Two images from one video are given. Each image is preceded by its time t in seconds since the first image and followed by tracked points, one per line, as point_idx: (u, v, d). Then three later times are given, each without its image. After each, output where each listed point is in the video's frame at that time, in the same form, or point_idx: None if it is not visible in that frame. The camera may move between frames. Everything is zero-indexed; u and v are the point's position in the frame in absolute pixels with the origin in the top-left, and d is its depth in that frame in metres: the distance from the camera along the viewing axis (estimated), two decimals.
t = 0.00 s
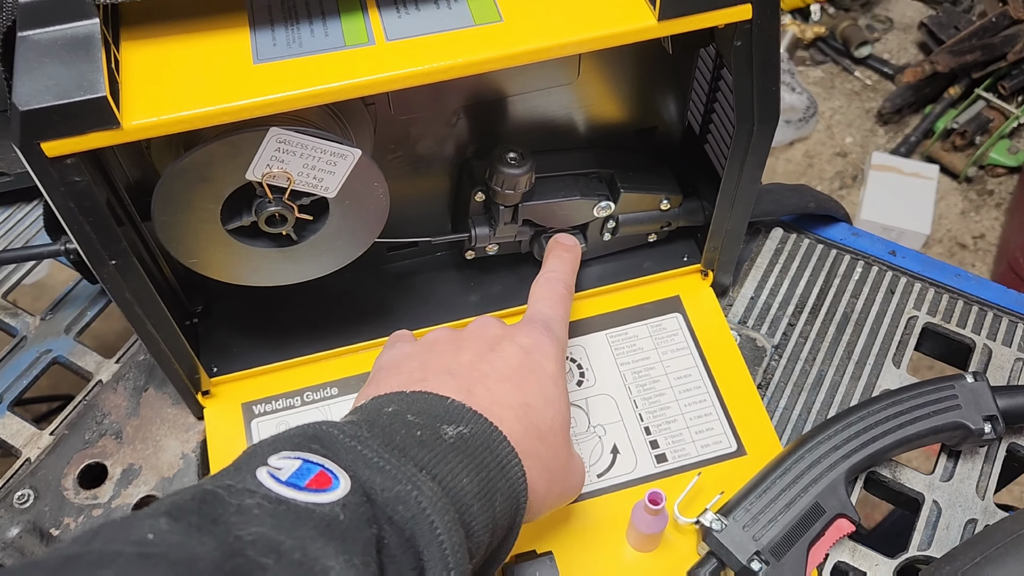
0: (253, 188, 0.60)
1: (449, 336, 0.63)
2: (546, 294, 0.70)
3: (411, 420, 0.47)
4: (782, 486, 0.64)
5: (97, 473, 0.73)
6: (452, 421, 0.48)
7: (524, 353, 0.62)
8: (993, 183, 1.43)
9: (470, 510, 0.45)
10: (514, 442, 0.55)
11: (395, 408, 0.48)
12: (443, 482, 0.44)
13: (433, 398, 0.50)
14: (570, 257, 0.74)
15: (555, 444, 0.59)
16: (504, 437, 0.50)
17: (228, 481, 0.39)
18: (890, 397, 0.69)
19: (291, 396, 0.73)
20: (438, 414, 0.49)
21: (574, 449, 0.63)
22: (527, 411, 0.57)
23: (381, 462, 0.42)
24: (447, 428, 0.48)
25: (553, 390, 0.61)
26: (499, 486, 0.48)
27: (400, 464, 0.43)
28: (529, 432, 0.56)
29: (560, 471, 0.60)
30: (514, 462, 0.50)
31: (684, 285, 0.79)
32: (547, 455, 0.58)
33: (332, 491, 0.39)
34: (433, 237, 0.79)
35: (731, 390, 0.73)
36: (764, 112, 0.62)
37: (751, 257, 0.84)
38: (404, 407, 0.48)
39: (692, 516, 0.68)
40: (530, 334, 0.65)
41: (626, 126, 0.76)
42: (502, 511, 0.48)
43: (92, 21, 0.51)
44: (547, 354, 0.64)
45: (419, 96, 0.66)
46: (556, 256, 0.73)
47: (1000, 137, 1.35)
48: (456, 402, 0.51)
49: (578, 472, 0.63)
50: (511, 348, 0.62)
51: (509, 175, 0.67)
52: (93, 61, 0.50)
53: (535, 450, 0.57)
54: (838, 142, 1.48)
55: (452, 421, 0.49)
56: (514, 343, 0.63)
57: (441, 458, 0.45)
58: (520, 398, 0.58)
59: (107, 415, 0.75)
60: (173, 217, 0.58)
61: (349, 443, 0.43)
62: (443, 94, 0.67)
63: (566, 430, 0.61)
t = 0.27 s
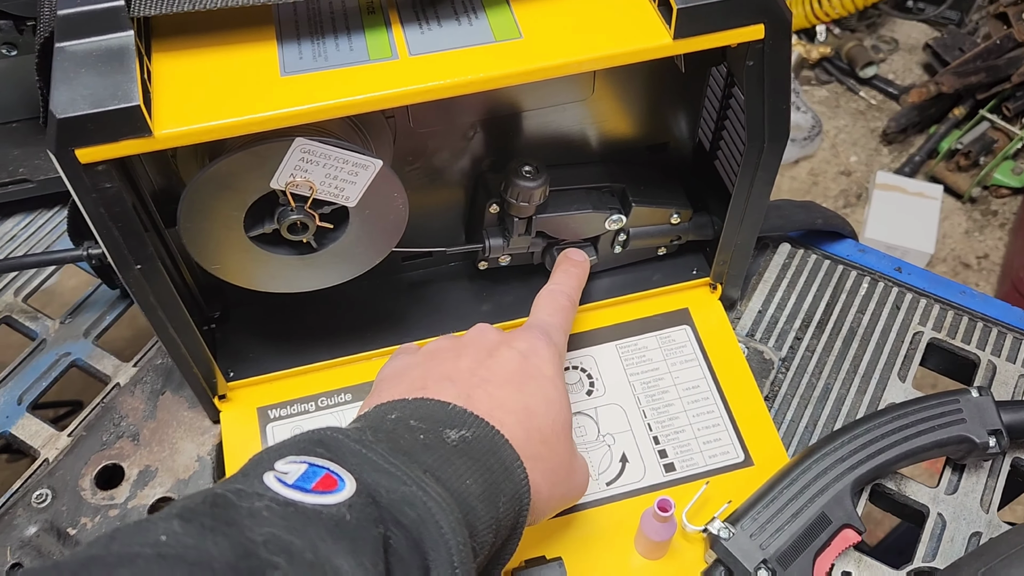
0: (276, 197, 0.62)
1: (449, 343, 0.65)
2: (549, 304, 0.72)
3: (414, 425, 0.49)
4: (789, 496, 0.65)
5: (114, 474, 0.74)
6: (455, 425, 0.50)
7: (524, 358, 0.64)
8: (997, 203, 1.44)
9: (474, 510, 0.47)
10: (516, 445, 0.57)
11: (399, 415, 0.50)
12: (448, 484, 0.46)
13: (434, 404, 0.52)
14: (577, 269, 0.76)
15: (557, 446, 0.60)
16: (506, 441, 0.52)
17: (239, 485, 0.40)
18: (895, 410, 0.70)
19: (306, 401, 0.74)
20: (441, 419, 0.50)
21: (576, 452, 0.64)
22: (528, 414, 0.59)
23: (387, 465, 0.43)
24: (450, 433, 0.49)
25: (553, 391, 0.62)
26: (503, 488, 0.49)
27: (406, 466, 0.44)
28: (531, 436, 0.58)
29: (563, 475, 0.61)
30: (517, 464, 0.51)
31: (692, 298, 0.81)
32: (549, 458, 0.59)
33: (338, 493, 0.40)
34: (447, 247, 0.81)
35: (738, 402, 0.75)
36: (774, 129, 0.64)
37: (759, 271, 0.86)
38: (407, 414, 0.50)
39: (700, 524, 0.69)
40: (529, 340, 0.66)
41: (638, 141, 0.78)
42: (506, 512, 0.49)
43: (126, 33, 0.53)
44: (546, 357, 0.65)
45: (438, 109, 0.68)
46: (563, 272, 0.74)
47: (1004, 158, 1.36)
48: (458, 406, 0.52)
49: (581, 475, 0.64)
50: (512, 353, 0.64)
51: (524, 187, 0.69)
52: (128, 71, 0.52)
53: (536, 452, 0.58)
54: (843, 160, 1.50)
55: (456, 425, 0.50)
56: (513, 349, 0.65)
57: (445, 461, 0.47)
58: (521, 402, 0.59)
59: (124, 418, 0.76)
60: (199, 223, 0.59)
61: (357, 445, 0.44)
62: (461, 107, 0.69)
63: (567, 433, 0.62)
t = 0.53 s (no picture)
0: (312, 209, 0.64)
1: (463, 356, 0.67)
2: (561, 321, 0.74)
3: (427, 434, 0.50)
4: (805, 509, 0.67)
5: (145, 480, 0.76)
6: (467, 435, 0.51)
7: (537, 369, 0.66)
8: (1008, 232, 1.46)
9: (486, 519, 0.48)
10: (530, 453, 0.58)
11: (412, 425, 0.52)
12: (459, 492, 0.47)
13: (448, 414, 0.53)
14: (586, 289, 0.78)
15: (571, 455, 0.61)
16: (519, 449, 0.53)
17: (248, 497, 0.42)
18: (910, 428, 0.71)
19: (332, 410, 0.76)
20: (454, 429, 0.52)
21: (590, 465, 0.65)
22: (542, 424, 0.60)
23: (397, 475, 0.45)
24: (463, 442, 0.51)
25: (565, 400, 0.64)
26: (514, 496, 0.51)
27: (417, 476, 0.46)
28: (545, 446, 0.59)
29: (576, 485, 0.62)
30: (529, 472, 0.52)
31: (710, 316, 0.82)
32: (562, 467, 0.61)
33: (346, 505, 0.42)
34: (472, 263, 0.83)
35: (755, 418, 0.76)
36: (794, 150, 0.66)
37: (775, 291, 0.87)
38: (421, 423, 0.52)
39: (717, 537, 0.70)
40: (542, 353, 0.68)
41: (659, 162, 0.80)
42: (517, 521, 0.51)
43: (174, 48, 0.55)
44: (559, 367, 0.67)
45: (468, 128, 0.70)
46: (573, 294, 0.76)
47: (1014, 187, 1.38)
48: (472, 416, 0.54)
49: (596, 486, 0.65)
50: (525, 365, 0.66)
51: (549, 205, 0.71)
52: (177, 84, 0.54)
53: (550, 460, 0.60)
54: (855, 187, 1.52)
55: (468, 434, 0.52)
56: (525, 361, 0.66)
57: (456, 470, 0.48)
58: (535, 412, 0.61)
59: (155, 424, 0.78)
60: (237, 232, 0.62)
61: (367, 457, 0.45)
62: (490, 127, 0.71)
63: (581, 444, 0.63)
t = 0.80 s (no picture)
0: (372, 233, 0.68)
1: (435, 414, 0.62)
2: (537, 374, 0.67)
3: (368, 529, 0.48)
4: (836, 529, 0.69)
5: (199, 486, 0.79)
6: (413, 529, 0.49)
7: (509, 434, 0.59)
8: None
9: None
10: (491, 536, 0.52)
11: (359, 513, 0.50)
12: None
13: (398, 498, 0.51)
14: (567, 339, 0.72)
15: (542, 535, 0.55)
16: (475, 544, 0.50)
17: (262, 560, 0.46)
18: (937, 453, 0.74)
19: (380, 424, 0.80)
20: (401, 521, 0.49)
21: (560, 539, 0.57)
22: (509, 497, 0.55)
23: None
24: (405, 537, 0.48)
25: (533, 469, 0.58)
26: None
27: None
28: (510, 526, 0.53)
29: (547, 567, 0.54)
30: (480, 566, 0.49)
31: (742, 340, 0.85)
32: (529, 547, 0.53)
33: None
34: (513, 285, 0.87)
35: (786, 440, 0.79)
36: (829, 184, 0.69)
37: (805, 317, 0.90)
38: (367, 513, 0.49)
39: (753, 552, 0.73)
40: (516, 411, 0.62)
41: (696, 192, 0.84)
42: None
43: (254, 84, 0.59)
44: (535, 432, 0.61)
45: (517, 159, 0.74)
46: (549, 341, 0.71)
47: None
48: (425, 504, 0.52)
49: (568, 559, 0.57)
50: (495, 431, 0.60)
51: (592, 232, 0.75)
52: (257, 118, 0.58)
53: (522, 544, 0.53)
54: (873, 216, 1.55)
55: (414, 528, 0.49)
56: (497, 423, 0.60)
57: None
58: (503, 486, 0.55)
59: (209, 434, 0.82)
60: (303, 254, 0.65)
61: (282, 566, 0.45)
62: (538, 158, 0.75)
63: (552, 517, 0.56)
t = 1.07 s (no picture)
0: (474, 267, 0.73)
1: (295, 426, 0.61)
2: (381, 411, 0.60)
3: None
4: (902, 552, 0.74)
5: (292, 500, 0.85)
6: None
7: (361, 459, 0.56)
8: None
9: None
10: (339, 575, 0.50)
11: (197, 561, 0.49)
12: None
13: (241, 545, 0.50)
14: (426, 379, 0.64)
15: (394, 563, 0.53)
16: None
17: None
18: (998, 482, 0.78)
19: (463, 445, 0.85)
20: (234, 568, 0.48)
21: (422, 564, 0.56)
22: (353, 528, 0.53)
23: None
24: None
25: (390, 497, 0.55)
26: None
27: None
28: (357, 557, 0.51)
29: None
30: None
31: (802, 372, 0.90)
32: None
33: None
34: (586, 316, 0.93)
35: (848, 468, 0.83)
36: (897, 226, 0.73)
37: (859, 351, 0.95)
38: (205, 559, 0.49)
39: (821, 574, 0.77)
40: (379, 426, 0.59)
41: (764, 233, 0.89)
42: None
43: (382, 132, 0.64)
44: (390, 450, 0.58)
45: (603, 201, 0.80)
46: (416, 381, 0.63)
47: None
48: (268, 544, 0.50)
49: None
50: (345, 453, 0.57)
51: (670, 269, 0.81)
52: (386, 164, 0.63)
53: None
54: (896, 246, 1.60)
55: None
56: (351, 449, 0.57)
57: None
58: (350, 518, 0.53)
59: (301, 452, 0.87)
60: (414, 286, 0.71)
61: None
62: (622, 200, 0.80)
63: (409, 540, 0.55)
